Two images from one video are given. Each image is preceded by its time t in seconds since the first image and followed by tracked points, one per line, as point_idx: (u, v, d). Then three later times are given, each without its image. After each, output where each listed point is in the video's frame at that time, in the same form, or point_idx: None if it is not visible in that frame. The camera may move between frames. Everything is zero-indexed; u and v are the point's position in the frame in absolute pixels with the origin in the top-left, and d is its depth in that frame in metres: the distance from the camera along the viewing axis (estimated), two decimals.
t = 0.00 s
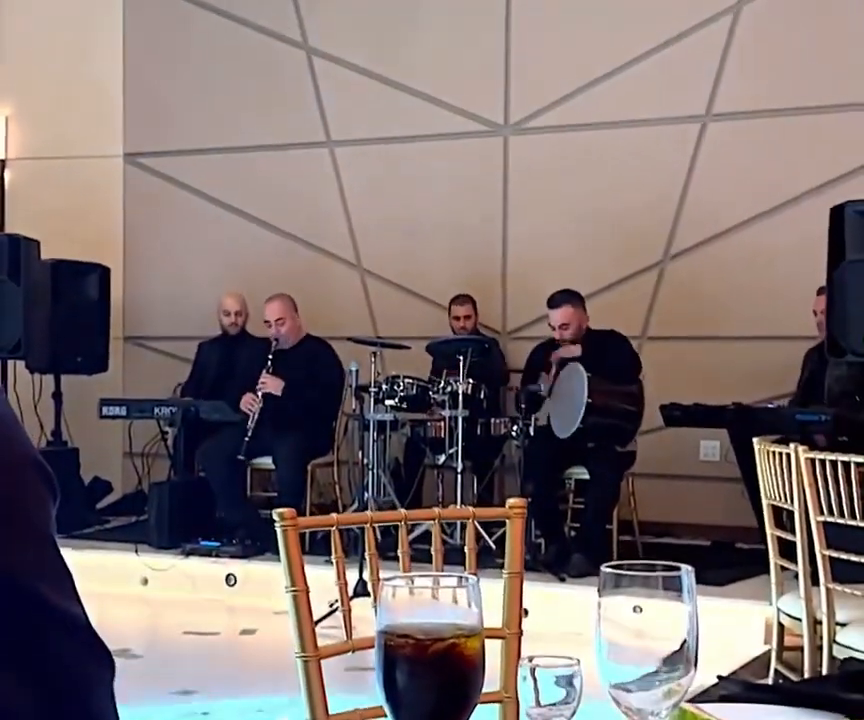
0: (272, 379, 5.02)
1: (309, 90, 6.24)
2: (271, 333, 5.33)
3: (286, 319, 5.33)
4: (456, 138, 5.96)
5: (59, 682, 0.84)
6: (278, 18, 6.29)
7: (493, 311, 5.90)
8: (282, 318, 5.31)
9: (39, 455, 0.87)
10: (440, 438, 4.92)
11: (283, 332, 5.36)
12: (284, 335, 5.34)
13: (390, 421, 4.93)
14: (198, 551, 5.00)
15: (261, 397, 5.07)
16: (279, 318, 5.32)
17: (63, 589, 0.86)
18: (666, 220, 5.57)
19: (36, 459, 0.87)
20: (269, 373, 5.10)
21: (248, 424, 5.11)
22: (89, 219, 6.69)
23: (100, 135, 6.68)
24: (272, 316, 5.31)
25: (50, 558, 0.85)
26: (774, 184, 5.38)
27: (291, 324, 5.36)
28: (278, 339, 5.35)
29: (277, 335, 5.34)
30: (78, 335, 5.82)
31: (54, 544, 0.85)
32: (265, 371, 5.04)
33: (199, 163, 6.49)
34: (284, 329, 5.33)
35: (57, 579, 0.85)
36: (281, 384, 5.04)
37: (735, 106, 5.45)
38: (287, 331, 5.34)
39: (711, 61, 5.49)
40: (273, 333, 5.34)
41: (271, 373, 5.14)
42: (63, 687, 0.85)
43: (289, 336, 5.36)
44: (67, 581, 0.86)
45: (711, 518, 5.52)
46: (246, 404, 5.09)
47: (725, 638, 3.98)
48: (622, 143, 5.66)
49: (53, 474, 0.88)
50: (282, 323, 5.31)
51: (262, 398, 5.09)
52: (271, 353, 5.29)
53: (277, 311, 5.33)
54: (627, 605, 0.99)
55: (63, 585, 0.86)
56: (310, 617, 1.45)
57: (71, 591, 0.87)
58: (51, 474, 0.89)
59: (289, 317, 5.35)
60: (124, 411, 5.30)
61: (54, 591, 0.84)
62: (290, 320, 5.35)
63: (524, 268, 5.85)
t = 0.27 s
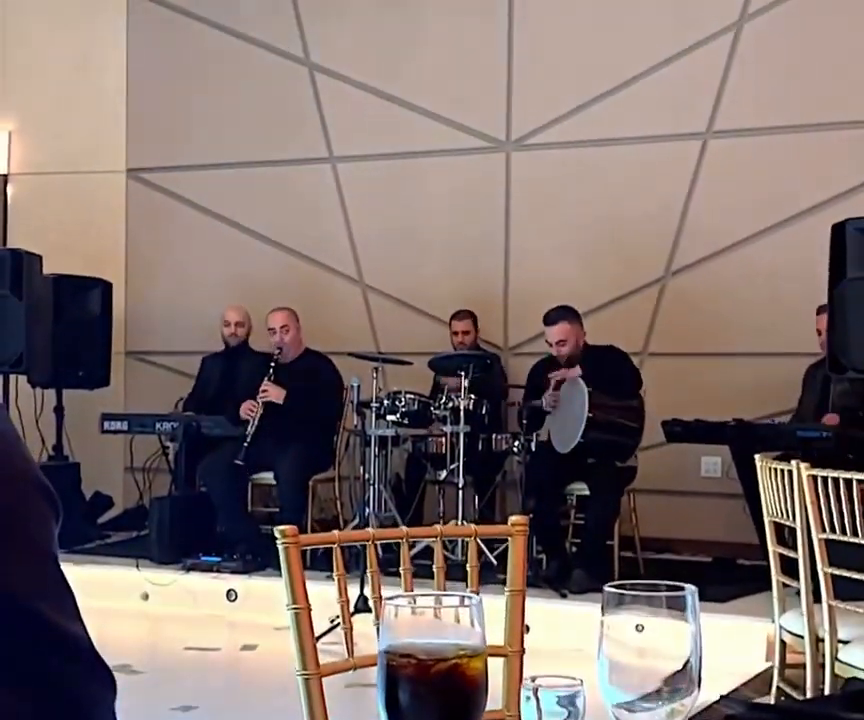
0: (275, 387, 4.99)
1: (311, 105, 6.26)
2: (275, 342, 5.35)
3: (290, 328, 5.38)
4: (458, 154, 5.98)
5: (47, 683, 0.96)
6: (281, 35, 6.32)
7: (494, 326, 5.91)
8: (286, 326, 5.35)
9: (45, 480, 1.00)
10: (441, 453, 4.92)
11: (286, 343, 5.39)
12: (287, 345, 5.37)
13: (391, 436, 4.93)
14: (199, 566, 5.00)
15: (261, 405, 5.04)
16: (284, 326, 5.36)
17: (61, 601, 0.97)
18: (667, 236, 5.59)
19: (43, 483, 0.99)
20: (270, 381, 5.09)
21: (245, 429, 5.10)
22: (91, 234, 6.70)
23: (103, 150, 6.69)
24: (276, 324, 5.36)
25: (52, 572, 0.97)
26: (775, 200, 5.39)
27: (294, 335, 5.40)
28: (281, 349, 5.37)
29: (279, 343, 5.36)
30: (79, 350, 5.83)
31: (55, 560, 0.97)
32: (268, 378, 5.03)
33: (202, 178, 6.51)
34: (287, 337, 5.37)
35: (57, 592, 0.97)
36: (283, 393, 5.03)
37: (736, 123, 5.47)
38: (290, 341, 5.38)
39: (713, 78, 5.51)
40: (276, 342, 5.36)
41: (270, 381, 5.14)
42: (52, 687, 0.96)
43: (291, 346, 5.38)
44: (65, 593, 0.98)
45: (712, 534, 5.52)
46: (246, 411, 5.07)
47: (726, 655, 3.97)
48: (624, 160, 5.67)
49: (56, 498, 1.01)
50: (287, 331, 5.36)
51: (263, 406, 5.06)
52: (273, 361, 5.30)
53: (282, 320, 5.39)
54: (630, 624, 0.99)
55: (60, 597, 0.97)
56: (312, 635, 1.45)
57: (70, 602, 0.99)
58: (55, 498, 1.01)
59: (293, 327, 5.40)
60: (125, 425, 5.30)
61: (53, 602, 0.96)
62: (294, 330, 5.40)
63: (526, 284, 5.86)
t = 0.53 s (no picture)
0: (276, 396, 5.07)
1: (314, 120, 6.28)
2: (277, 354, 5.35)
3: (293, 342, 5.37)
4: (460, 170, 5.99)
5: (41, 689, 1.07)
6: (284, 51, 6.34)
7: (496, 341, 5.91)
8: (288, 339, 5.35)
9: (50, 505, 1.10)
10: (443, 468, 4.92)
11: (288, 356, 5.38)
12: (289, 358, 5.36)
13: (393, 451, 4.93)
14: (200, 580, 5.00)
15: (261, 416, 5.10)
16: (286, 339, 5.36)
17: (60, 616, 1.09)
18: (669, 251, 5.59)
19: (48, 507, 1.10)
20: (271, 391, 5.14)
21: (245, 442, 5.11)
22: (94, 249, 6.72)
23: (106, 165, 6.71)
24: (279, 336, 5.36)
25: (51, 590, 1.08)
26: (777, 216, 5.39)
27: (296, 348, 5.39)
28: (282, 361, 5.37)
29: (282, 355, 5.36)
30: (82, 365, 5.84)
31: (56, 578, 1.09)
32: (269, 388, 5.08)
33: (205, 193, 6.52)
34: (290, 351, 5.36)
35: (55, 609, 1.08)
36: (284, 402, 5.08)
37: (737, 139, 5.48)
38: (291, 354, 5.37)
39: (714, 94, 5.53)
40: (278, 355, 5.36)
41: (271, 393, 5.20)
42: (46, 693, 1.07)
43: (293, 359, 5.38)
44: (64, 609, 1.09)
45: (714, 549, 5.50)
46: (246, 423, 5.13)
47: (729, 671, 3.96)
48: (626, 175, 5.68)
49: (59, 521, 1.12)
50: (289, 344, 5.34)
51: (262, 416, 5.11)
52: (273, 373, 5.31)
53: (285, 333, 5.39)
54: (632, 643, 0.99)
55: (60, 612, 1.09)
56: (313, 653, 1.44)
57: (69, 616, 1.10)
58: (58, 520, 1.12)
59: (296, 340, 5.39)
60: (127, 440, 5.29)
61: (52, 617, 1.07)
62: (297, 344, 5.39)
63: (527, 300, 5.86)
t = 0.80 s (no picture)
0: (278, 405, 5.12)
1: (318, 131, 6.29)
2: (281, 361, 5.40)
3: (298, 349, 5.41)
4: (464, 180, 6.00)
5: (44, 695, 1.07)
6: (289, 62, 6.37)
7: (499, 351, 5.91)
8: (294, 347, 5.39)
9: (56, 512, 1.11)
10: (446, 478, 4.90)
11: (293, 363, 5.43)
12: (294, 365, 5.40)
13: (396, 461, 4.93)
14: (203, 590, 5.00)
15: (263, 423, 5.16)
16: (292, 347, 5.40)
17: (67, 623, 1.09)
18: (672, 262, 5.60)
19: (54, 514, 1.11)
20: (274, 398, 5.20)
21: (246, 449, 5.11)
22: (98, 259, 6.73)
23: (110, 175, 6.73)
24: (284, 344, 5.40)
25: (57, 597, 1.08)
26: (780, 226, 5.40)
27: (302, 356, 5.44)
28: (287, 368, 5.41)
29: (287, 363, 5.43)
30: (86, 374, 5.84)
31: (62, 585, 1.09)
32: (271, 396, 5.15)
33: (209, 203, 6.53)
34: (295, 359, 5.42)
35: (61, 615, 1.08)
36: (286, 411, 5.14)
37: (740, 150, 5.49)
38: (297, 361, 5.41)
39: (717, 105, 5.54)
40: (283, 362, 5.41)
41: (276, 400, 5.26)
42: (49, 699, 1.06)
43: (298, 367, 5.43)
44: (71, 616, 1.10)
45: (719, 559, 5.49)
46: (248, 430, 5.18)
47: (734, 681, 3.95)
48: (630, 185, 5.69)
49: (66, 528, 1.13)
50: (294, 352, 5.39)
51: (265, 424, 5.18)
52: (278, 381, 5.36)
53: (291, 341, 5.43)
54: (639, 652, 0.99)
55: (67, 619, 1.09)
56: (318, 662, 1.44)
57: (76, 624, 1.11)
58: (64, 527, 1.13)
59: (302, 348, 5.43)
60: (131, 449, 5.29)
61: (58, 622, 1.08)
62: (302, 352, 5.44)
63: (531, 310, 5.87)
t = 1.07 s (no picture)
0: (284, 407, 5.13)
1: (325, 137, 6.31)
2: (289, 364, 5.39)
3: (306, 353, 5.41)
4: (470, 186, 6.01)
5: (47, 694, 1.05)
6: (295, 68, 6.38)
7: (505, 357, 5.92)
8: (301, 351, 5.39)
9: (62, 511, 1.12)
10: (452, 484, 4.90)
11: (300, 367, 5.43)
12: (301, 369, 5.40)
13: (402, 466, 4.93)
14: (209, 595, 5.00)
15: (268, 424, 5.17)
16: (300, 350, 5.40)
17: (70, 621, 1.08)
18: (678, 268, 5.60)
19: (60, 513, 1.12)
20: (280, 401, 5.23)
21: (250, 454, 5.11)
22: (105, 265, 6.75)
23: (118, 182, 6.75)
24: (292, 347, 5.40)
25: (61, 595, 1.08)
26: (786, 233, 5.40)
27: (309, 360, 5.44)
28: (294, 372, 5.41)
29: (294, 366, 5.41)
30: (92, 380, 5.86)
31: (67, 584, 1.09)
32: (277, 398, 5.17)
33: (216, 209, 6.55)
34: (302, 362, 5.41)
35: (64, 612, 1.08)
36: (292, 412, 5.15)
37: (747, 156, 5.49)
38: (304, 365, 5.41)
39: (723, 112, 5.54)
40: (290, 365, 5.41)
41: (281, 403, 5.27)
42: (52, 698, 1.05)
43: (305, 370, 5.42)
44: (75, 614, 1.10)
45: (725, 566, 5.48)
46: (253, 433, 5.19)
47: (740, 687, 3.94)
48: (636, 191, 5.70)
49: (73, 528, 1.13)
50: (301, 355, 5.39)
51: (270, 425, 5.17)
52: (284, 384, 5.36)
53: (298, 345, 5.43)
54: (645, 653, 0.99)
55: (70, 616, 1.09)
56: (325, 663, 1.43)
57: (80, 622, 1.10)
58: (71, 527, 1.13)
59: (309, 353, 5.44)
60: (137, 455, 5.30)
61: (62, 619, 1.07)
62: (310, 356, 5.44)
63: (537, 315, 5.87)
